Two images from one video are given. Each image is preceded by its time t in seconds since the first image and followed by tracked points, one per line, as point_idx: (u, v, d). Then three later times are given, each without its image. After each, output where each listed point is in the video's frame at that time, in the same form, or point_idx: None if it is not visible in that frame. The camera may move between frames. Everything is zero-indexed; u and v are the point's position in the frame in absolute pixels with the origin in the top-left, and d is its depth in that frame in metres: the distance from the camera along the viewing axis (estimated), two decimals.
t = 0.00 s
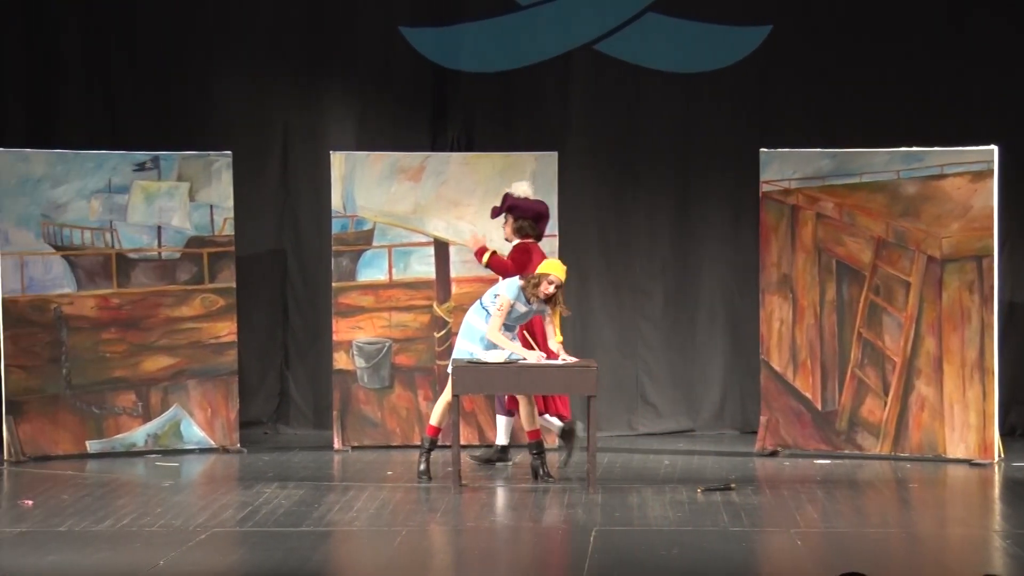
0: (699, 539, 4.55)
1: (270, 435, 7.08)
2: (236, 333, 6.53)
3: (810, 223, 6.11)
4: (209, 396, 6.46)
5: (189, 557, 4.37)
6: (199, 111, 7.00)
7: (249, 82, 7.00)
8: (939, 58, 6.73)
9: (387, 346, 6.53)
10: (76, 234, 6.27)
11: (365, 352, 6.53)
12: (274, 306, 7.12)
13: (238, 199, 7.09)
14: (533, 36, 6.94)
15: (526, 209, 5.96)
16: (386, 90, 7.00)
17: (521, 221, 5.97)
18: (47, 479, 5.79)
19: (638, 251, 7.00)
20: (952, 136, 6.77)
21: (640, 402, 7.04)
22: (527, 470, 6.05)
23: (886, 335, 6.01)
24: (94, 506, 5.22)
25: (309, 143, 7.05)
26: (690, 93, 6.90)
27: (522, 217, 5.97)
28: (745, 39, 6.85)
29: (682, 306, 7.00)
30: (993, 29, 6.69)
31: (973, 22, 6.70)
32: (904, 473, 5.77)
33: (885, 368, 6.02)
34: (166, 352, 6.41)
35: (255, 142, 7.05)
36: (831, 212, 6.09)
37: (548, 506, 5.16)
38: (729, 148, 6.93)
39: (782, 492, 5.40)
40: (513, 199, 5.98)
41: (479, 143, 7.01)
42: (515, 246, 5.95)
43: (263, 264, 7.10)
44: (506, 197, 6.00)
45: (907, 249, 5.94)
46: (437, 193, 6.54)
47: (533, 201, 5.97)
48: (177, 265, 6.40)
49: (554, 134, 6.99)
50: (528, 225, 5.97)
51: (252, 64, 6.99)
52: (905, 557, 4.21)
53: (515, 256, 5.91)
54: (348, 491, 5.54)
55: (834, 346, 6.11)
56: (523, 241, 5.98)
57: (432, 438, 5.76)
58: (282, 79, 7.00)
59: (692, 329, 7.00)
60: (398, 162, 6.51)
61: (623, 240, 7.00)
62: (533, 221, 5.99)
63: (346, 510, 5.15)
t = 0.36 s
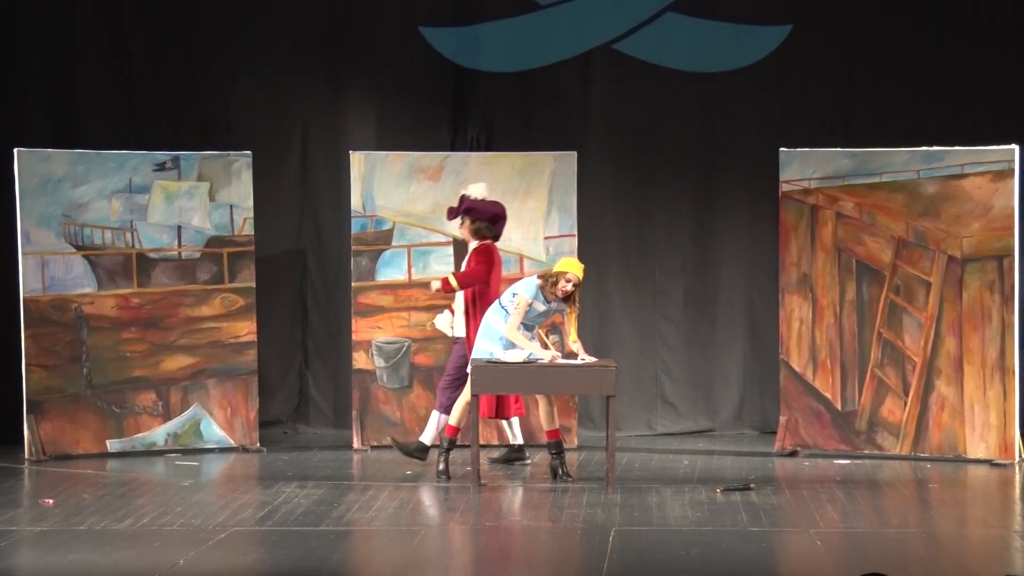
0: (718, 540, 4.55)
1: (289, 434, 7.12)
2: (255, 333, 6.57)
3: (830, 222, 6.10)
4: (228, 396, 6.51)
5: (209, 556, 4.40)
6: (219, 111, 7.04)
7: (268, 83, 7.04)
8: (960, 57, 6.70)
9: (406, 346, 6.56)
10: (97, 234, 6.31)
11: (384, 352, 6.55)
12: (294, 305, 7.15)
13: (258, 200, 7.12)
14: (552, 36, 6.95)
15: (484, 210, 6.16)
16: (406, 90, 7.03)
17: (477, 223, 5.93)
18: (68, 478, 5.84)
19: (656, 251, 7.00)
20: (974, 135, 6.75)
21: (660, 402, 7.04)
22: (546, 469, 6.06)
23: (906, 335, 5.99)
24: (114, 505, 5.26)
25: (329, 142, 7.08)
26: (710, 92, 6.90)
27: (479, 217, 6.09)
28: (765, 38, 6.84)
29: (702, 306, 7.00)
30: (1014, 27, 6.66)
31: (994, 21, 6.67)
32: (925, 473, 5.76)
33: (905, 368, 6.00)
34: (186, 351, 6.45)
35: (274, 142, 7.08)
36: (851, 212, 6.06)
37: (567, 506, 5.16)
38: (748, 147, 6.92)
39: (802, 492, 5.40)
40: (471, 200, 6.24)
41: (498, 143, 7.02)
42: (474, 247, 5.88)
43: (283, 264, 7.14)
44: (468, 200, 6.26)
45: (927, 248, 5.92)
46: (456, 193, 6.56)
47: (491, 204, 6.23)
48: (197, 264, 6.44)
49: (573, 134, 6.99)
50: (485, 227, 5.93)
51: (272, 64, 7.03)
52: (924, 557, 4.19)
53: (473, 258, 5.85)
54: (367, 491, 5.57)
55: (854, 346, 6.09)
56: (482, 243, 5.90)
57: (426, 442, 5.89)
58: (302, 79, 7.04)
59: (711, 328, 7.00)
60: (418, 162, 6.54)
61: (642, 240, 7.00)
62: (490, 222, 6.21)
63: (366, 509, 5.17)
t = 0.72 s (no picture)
0: (735, 540, 4.54)
1: (306, 433, 7.15)
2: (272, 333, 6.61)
3: (847, 222, 6.09)
4: (246, 395, 6.55)
5: (227, 555, 4.43)
6: (237, 112, 7.07)
7: (285, 83, 7.07)
8: (978, 55, 6.68)
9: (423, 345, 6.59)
10: (115, 233, 6.35)
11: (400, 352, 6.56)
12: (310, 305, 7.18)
13: (275, 200, 7.15)
14: (569, 36, 6.96)
15: (434, 207, 6.01)
16: (422, 91, 7.04)
17: (427, 219, 6.01)
18: (86, 477, 5.88)
19: (673, 251, 6.99)
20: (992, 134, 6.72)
21: (677, 402, 7.04)
22: (563, 469, 6.07)
23: (923, 335, 5.97)
24: (132, 505, 5.30)
25: (345, 142, 7.10)
26: (727, 91, 6.89)
27: (427, 215, 6.02)
28: (783, 38, 6.83)
29: (718, 306, 6.99)
30: None
31: (1013, 19, 6.64)
32: (943, 473, 5.74)
33: (923, 368, 5.98)
34: (204, 351, 6.49)
35: (291, 143, 7.11)
36: (868, 211, 6.05)
37: (584, 506, 5.17)
38: (765, 147, 6.91)
39: (819, 492, 5.38)
40: (418, 195, 6.05)
41: (515, 143, 7.04)
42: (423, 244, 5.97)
43: (300, 264, 7.17)
44: (415, 196, 6.07)
45: (945, 248, 5.90)
46: (473, 193, 6.58)
47: (440, 200, 6.05)
48: (215, 264, 6.48)
49: (590, 133, 7.00)
50: (434, 223, 6.01)
51: (289, 65, 7.06)
52: (943, 558, 4.18)
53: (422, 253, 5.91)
54: (383, 490, 5.59)
55: (872, 345, 6.07)
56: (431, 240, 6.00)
57: (426, 448, 6.21)
58: (319, 79, 7.06)
59: (728, 328, 6.99)
60: (435, 162, 6.55)
61: (659, 240, 7.00)
62: (438, 219, 6.05)
63: (382, 509, 5.19)
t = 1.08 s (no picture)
0: (749, 540, 4.54)
1: (319, 433, 7.17)
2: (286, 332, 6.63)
3: (861, 222, 6.08)
4: (260, 395, 6.57)
5: (242, 554, 4.45)
6: (251, 112, 7.10)
7: (300, 84, 7.09)
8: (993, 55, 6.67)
9: (436, 345, 6.62)
10: (129, 233, 6.38)
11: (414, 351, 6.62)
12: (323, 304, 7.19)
13: (289, 200, 7.17)
14: (583, 36, 6.96)
15: (379, 212, 6.06)
16: (436, 91, 7.06)
17: (373, 223, 6.08)
18: (101, 476, 5.91)
19: (686, 251, 6.99)
20: (1007, 133, 6.71)
21: (690, 402, 7.03)
22: (576, 469, 6.07)
23: (938, 335, 5.95)
24: (146, 504, 5.33)
25: (359, 142, 7.12)
26: (742, 91, 6.88)
27: (374, 219, 6.08)
28: (797, 37, 6.82)
29: (732, 306, 6.99)
30: None
31: None
32: (958, 473, 5.73)
33: (938, 367, 5.97)
34: (218, 350, 6.52)
35: (305, 143, 7.13)
36: (883, 211, 6.04)
37: (598, 506, 5.17)
38: (779, 147, 6.91)
39: (833, 492, 5.38)
40: (364, 199, 6.07)
41: (528, 142, 7.04)
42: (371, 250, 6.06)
43: (314, 264, 7.19)
44: (360, 198, 6.10)
45: (960, 248, 5.89)
46: (487, 193, 6.59)
47: (385, 203, 6.09)
48: (229, 263, 6.51)
49: (603, 132, 7.00)
50: (380, 227, 6.09)
51: (303, 65, 7.08)
52: (957, 558, 4.17)
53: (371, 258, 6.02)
54: (397, 490, 5.60)
55: (886, 345, 6.06)
56: (378, 243, 6.09)
57: (426, 438, 6.19)
58: (334, 79, 7.08)
59: (742, 328, 6.98)
60: (448, 162, 6.56)
61: (672, 240, 6.99)
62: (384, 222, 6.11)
63: (396, 508, 5.21)
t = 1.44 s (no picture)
0: (765, 540, 4.54)
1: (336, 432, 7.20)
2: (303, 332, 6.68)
3: (878, 221, 6.06)
4: (276, 395, 6.62)
5: (258, 553, 4.47)
6: (267, 112, 7.13)
7: (316, 84, 7.11)
8: (1012, 53, 6.64)
9: (452, 345, 6.59)
10: (146, 233, 6.42)
11: (430, 351, 6.59)
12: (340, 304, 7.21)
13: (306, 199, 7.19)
14: (598, 36, 6.96)
15: (337, 208, 6.21)
16: (452, 91, 7.07)
17: (329, 219, 6.23)
18: (119, 475, 5.95)
19: (702, 250, 6.99)
20: None
21: (707, 402, 7.03)
22: (592, 468, 6.08)
23: (955, 335, 5.93)
24: (163, 503, 5.36)
25: (376, 143, 7.14)
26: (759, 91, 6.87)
27: (330, 215, 6.23)
28: (814, 36, 6.81)
29: (749, 305, 6.98)
30: None
31: None
32: (975, 473, 5.72)
33: (955, 367, 5.95)
34: (234, 350, 6.55)
35: (322, 143, 7.15)
36: (900, 211, 6.01)
37: (613, 506, 5.18)
38: (795, 146, 6.89)
39: (850, 492, 5.37)
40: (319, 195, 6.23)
41: (544, 142, 7.05)
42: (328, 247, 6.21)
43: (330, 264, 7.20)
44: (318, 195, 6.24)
45: (977, 248, 5.87)
46: (503, 193, 6.60)
47: (342, 199, 6.25)
48: (245, 263, 6.54)
49: (619, 132, 7.00)
50: (336, 223, 6.24)
51: (319, 65, 7.10)
52: (974, 559, 4.16)
53: (335, 257, 6.21)
54: (413, 489, 5.62)
55: (903, 345, 6.04)
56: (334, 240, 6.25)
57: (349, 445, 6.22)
58: (350, 80, 7.10)
59: (758, 328, 6.98)
60: (464, 162, 6.57)
61: (688, 239, 6.99)
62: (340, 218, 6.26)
63: (412, 508, 5.23)
